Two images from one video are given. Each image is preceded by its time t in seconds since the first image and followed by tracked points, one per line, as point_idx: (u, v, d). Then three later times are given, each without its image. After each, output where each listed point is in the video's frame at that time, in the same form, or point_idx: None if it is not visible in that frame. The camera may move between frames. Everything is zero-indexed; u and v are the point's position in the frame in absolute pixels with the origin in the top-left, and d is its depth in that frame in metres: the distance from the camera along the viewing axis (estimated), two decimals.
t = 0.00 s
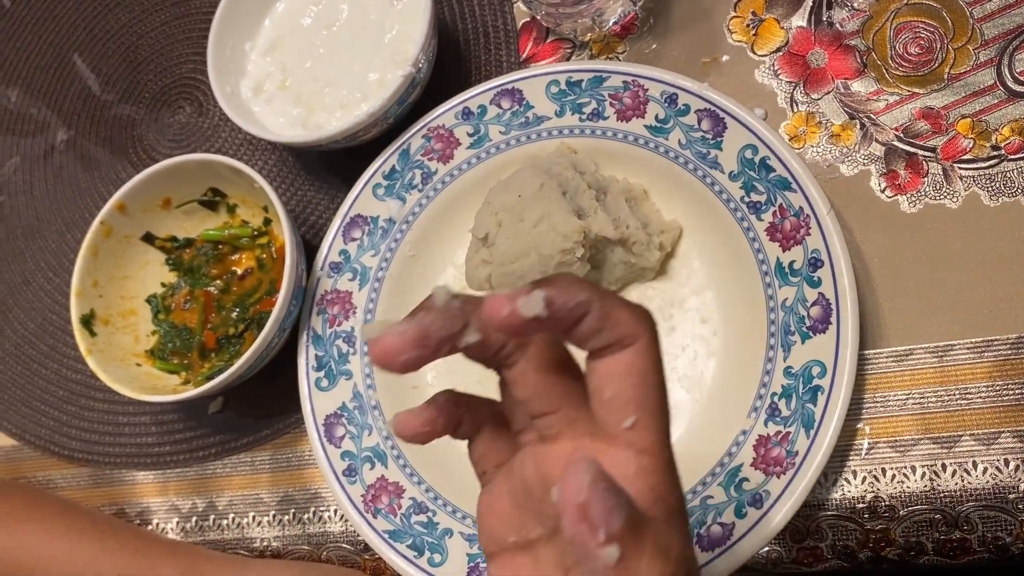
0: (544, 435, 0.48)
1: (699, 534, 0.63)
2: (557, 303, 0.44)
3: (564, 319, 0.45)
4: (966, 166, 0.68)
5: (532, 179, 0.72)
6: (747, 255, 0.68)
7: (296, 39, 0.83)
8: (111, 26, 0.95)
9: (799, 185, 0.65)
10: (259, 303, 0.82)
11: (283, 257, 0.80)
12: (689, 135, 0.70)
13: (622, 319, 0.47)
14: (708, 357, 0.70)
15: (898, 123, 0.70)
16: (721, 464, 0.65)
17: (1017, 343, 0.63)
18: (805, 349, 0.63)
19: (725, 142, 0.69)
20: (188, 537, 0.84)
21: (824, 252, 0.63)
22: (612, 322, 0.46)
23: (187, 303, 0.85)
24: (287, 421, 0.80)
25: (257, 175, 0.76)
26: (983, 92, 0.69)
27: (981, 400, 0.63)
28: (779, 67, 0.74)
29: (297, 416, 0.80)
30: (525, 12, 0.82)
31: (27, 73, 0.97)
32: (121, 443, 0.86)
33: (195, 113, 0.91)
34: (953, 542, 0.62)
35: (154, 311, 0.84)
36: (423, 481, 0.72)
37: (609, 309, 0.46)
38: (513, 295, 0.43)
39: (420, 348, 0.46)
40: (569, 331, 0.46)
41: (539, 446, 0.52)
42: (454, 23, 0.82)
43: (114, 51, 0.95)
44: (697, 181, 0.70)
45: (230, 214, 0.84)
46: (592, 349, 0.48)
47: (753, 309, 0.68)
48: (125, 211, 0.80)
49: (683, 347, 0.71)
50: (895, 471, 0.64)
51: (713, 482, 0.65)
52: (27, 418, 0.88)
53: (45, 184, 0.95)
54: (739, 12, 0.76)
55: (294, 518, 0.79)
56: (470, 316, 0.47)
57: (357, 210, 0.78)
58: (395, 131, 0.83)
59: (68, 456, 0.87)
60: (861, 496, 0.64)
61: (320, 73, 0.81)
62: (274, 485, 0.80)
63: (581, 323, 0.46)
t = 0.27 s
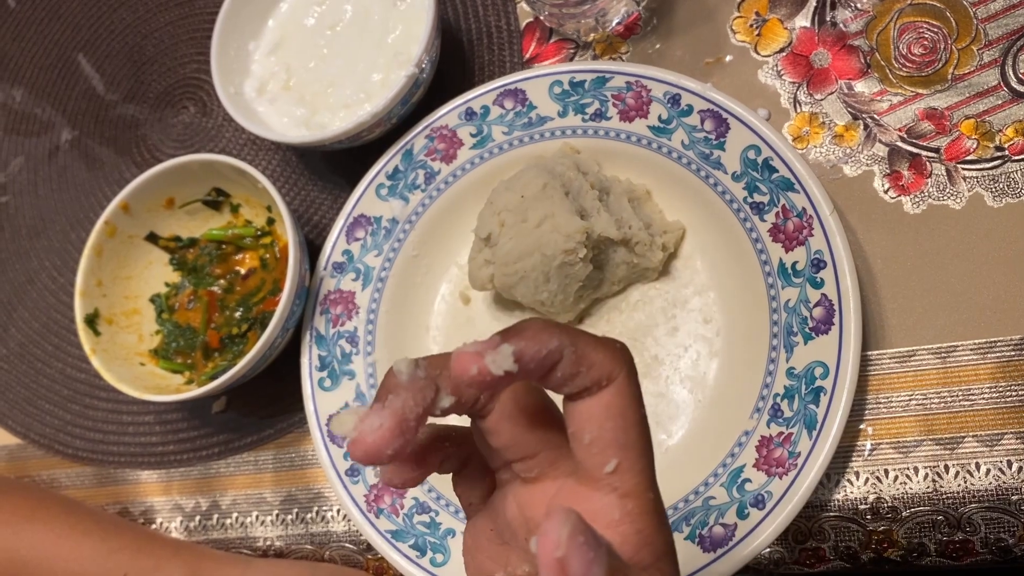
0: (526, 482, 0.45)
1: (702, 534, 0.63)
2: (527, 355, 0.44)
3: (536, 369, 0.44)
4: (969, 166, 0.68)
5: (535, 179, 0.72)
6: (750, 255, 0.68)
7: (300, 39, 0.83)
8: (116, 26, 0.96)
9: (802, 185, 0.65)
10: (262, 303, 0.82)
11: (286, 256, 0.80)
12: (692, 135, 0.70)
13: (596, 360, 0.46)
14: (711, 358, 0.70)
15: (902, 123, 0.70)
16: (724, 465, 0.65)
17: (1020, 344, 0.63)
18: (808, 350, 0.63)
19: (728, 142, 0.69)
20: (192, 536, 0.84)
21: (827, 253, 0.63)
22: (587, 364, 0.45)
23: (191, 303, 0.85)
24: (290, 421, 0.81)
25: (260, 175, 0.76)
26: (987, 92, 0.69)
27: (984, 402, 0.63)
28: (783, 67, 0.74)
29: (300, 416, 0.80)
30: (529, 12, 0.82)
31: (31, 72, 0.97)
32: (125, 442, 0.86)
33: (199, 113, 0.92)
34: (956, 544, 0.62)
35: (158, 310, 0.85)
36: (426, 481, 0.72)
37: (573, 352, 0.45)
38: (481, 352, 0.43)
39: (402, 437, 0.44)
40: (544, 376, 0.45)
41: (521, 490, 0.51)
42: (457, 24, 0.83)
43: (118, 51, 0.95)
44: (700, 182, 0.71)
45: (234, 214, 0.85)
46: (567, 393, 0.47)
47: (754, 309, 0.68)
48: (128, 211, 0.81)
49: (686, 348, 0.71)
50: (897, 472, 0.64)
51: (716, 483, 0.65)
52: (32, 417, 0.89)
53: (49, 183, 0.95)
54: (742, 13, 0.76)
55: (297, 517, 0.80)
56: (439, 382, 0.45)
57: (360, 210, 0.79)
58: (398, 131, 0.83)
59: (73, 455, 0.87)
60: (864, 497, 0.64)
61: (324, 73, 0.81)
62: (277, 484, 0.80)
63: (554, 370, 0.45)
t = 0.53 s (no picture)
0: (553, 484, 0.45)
1: (710, 532, 0.63)
2: (538, 367, 0.44)
3: (550, 378, 0.44)
4: (979, 163, 0.67)
5: (543, 175, 0.72)
6: (758, 253, 0.68)
7: (307, 35, 0.83)
8: (123, 23, 0.96)
9: (811, 182, 0.64)
10: (269, 300, 0.83)
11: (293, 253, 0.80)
12: (700, 131, 0.70)
13: (608, 362, 0.45)
14: (719, 355, 0.70)
15: (911, 120, 0.70)
16: (732, 462, 0.65)
17: None
18: (817, 347, 0.63)
19: (736, 138, 0.68)
20: (200, 532, 0.84)
21: (836, 250, 0.63)
22: (600, 367, 0.45)
23: (198, 300, 0.85)
24: (297, 418, 0.81)
25: (268, 172, 0.76)
26: (997, 88, 0.68)
27: (994, 399, 0.63)
28: (791, 63, 0.74)
29: (307, 413, 0.81)
30: (536, 8, 0.82)
31: (39, 69, 0.97)
32: (133, 438, 0.86)
33: (206, 110, 0.92)
34: (965, 541, 0.62)
35: (165, 307, 0.85)
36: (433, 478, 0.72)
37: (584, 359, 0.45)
38: (493, 368, 0.43)
39: (438, 473, 0.43)
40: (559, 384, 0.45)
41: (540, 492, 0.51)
42: (464, 20, 0.83)
43: (125, 47, 0.95)
44: (708, 178, 0.70)
45: (240, 210, 0.85)
46: (581, 398, 0.47)
47: (763, 306, 0.68)
48: (136, 207, 0.81)
49: (694, 345, 0.71)
50: (906, 469, 0.63)
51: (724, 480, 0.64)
52: (40, 414, 0.89)
53: (56, 179, 0.95)
54: (751, 9, 0.76)
55: (304, 514, 0.80)
56: (457, 407, 0.45)
57: (367, 207, 0.78)
58: (405, 127, 0.83)
59: (80, 451, 0.88)
60: (872, 494, 0.64)
61: (331, 70, 0.81)
62: (285, 481, 0.81)
63: (568, 376, 0.45)
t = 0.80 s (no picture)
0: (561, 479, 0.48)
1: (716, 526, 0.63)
2: (544, 364, 0.45)
3: (557, 373, 0.45)
4: (987, 157, 0.67)
5: (549, 170, 0.72)
6: (765, 248, 0.68)
7: (313, 31, 0.83)
8: (129, 19, 0.96)
9: (818, 177, 0.64)
10: (276, 295, 0.83)
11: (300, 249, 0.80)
12: (707, 126, 0.70)
13: (614, 350, 0.46)
14: (726, 350, 0.70)
15: (918, 114, 0.69)
16: (738, 457, 0.65)
17: None
18: (823, 342, 0.63)
19: (743, 133, 0.68)
20: (207, 527, 0.85)
21: (842, 244, 0.63)
22: (607, 357, 0.46)
23: (205, 295, 0.86)
24: (304, 413, 0.81)
25: (274, 167, 0.76)
26: (1005, 82, 0.68)
27: (1001, 394, 0.63)
28: (798, 58, 0.74)
29: (314, 408, 0.81)
30: (542, 3, 0.82)
31: (46, 66, 0.98)
32: (140, 433, 0.87)
33: (212, 106, 0.92)
34: (972, 536, 0.61)
35: (172, 303, 0.85)
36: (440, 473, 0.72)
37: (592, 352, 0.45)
38: (498, 370, 0.45)
39: (461, 465, 0.43)
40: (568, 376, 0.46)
41: (560, 475, 0.53)
42: (470, 15, 0.83)
43: (131, 44, 0.96)
44: (715, 173, 0.70)
45: (247, 206, 0.85)
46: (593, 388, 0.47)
47: (771, 301, 0.68)
48: (142, 203, 0.81)
49: (700, 340, 0.71)
50: (913, 464, 0.63)
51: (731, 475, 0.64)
52: (47, 408, 0.89)
53: (63, 175, 0.96)
54: (757, 3, 0.76)
55: (311, 509, 0.80)
56: (476, 398, 0.45)
57: (373, 202, 0.79)
58: (410, 123, 0.83)
59: (88, 446, 0.88)
60: (879, 489, 0.64)
61: (337, 66, 0.82)
62: (291, 475, 0.81)
63: (575, 369, 0.46)
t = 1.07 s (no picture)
0: (613, 378, 0.50)
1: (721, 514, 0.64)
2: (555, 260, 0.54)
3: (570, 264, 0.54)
4: (991, 147, 0.68)
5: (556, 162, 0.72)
6: (770, 239, 0.68)
7: (321, 25, 0.84)
8: (139, 14, 0.97)
9: (822, 167, 0.65)
10: (286, 287, 0.84)
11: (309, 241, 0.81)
12: (712, 117, 0.71)
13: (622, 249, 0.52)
14: (731, 340, 0.70)
15: (923, 105, 0.70)
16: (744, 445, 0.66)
17: None
18: (828, 331, 0.63)
19: (748, 124, 0.69)
20: (218, 516, 0.86)
21: (847, 234, 0.64)
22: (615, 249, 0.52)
23: (215, 287, 0.87)
24: (314, 403, 0.82)
25: (283, 160, 0.77)
26: (1009, 73, 0.68)
27: (1005, 382, 0.63)
28: (803, 50, 0.74)
29: (324, 398, 0.82)
30: None
31: (56, 61, 0.99)
32: (152, 424, 0.88)
33: (222, 100, 0.93)
34: (975, 524, 0.62)
35: (183, 294, 0.86)
36: (448, 462, 0.73)
37: (625, 221, 0.54)
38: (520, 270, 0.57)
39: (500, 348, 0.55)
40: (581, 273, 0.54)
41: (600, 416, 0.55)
42: (476, 9, 0.83)
43: (141, 38, 0.97)
44: (720, 164, 0.71)
45: (256, 199, 0.86)
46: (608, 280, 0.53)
47: (775, 291, 0.68)
48: (153, 195, 0.82)
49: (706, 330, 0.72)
50: (917, 452, 0.64)
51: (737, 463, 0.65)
52: (60, 399, 0.91)
53: (75, 169, 0.97)
54: None
55: (321, 498, 0.81)
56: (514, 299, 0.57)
57: (381, 194, 0.79)
58: (417, 116, 0.84)
59: (100, 436, 0.89)
60: (883, 477, 0.64)
61: (345, 60, 0.82)
62: (301, 465, 0.82)
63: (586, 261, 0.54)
